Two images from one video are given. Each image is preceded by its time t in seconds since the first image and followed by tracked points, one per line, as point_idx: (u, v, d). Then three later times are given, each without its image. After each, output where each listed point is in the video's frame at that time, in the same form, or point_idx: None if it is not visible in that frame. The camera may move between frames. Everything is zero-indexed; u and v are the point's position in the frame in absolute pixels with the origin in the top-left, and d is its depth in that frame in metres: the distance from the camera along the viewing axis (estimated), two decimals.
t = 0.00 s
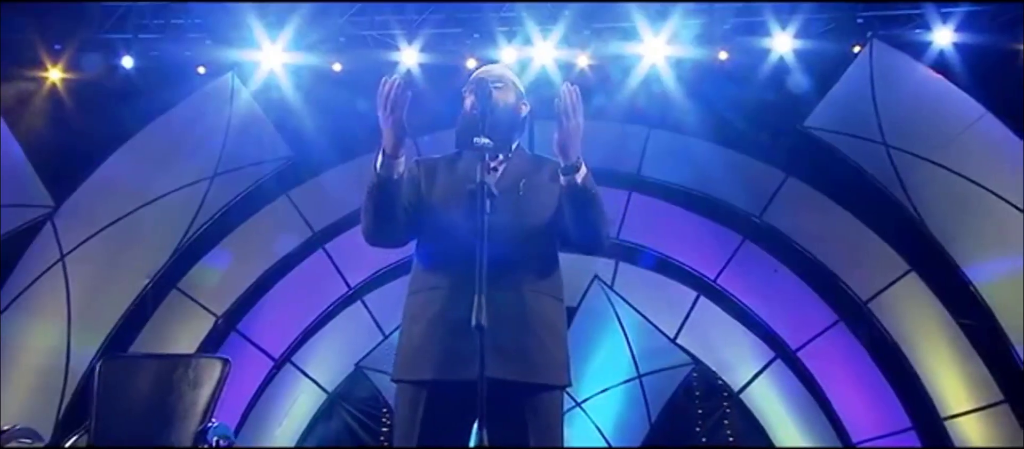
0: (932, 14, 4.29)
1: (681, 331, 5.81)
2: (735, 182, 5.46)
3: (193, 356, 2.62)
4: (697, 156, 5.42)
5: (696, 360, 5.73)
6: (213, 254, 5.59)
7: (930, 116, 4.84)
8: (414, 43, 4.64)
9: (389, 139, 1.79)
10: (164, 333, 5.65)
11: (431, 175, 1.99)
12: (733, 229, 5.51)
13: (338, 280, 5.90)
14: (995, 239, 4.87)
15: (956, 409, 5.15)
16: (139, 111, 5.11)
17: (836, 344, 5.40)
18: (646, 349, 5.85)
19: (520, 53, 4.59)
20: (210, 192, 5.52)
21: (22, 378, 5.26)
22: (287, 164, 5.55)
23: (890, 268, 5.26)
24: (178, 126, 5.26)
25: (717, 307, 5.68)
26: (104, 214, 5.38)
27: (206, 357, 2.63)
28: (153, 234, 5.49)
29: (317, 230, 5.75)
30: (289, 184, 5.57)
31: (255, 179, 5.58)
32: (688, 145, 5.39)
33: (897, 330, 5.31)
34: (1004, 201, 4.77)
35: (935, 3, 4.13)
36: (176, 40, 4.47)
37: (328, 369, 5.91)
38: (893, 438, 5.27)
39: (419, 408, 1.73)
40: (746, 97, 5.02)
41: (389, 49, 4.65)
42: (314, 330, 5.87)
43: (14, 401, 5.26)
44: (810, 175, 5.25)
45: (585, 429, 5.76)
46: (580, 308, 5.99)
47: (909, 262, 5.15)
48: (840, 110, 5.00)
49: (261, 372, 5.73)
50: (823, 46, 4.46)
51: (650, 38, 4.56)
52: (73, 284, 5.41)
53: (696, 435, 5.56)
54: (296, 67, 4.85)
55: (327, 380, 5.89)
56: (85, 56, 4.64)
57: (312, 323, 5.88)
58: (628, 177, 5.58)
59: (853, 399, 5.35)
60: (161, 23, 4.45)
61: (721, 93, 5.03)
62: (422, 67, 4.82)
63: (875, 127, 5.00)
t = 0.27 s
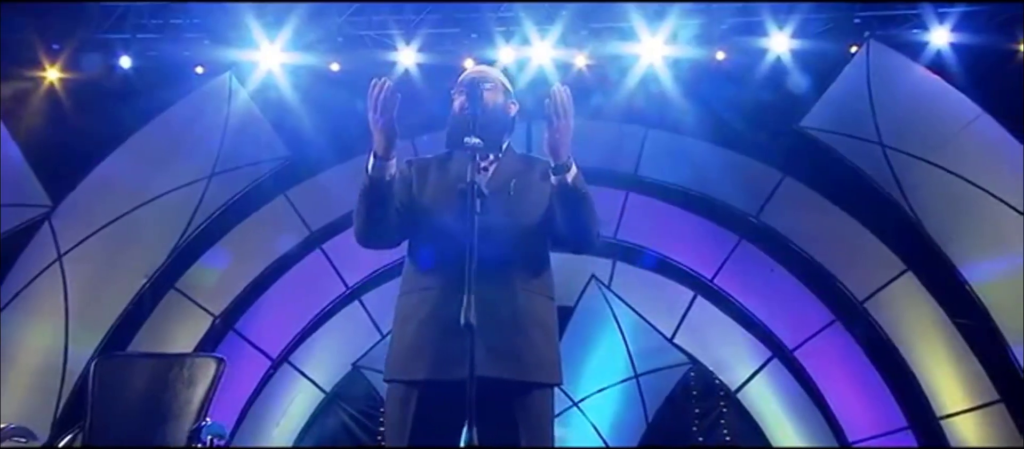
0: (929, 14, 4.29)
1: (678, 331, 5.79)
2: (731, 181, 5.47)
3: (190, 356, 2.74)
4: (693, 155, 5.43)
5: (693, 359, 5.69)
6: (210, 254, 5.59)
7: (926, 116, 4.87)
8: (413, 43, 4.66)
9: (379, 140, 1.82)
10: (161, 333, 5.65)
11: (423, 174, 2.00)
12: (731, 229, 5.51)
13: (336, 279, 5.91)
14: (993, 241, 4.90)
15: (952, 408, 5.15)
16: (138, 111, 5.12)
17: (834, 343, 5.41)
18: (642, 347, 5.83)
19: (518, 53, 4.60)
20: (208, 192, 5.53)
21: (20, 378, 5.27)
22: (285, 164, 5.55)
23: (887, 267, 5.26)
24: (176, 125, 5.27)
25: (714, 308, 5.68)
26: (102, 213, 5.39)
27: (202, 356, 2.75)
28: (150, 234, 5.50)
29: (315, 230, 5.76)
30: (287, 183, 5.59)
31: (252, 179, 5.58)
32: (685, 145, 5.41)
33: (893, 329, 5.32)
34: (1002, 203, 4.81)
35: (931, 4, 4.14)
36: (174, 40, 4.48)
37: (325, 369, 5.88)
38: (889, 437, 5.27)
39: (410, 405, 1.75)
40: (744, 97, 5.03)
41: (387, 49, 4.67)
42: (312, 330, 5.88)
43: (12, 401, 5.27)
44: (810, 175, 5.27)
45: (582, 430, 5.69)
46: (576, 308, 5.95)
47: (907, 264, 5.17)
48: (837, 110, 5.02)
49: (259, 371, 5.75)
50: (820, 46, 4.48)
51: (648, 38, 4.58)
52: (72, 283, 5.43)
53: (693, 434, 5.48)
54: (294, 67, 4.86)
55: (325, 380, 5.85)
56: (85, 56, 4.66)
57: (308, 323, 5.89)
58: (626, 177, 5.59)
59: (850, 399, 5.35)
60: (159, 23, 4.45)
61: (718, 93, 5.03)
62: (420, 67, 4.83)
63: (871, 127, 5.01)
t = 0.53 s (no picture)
0: (923, 16, 4.33)
1: (674, 329, 5.80)
2: (726, 180, 5.51)
3: (182, 353, 3.24)
4: (689, 155, 5.46)
5: (688, 357, 5.70)
6: (209, 253, 5.62)
7: (921, 116, 4.91)
8: (410, 42, 4.65)
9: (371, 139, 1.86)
10: (160, 332, 5.71)
11: (413, 174, 2.04)
12: (727, 228, 5.56)
13: (335, 278, 5.93)
14: (988, 240, 4.95)
15: (946, 406, 5.19)
16: (137, 110, 5.14)
17: (827, 342, 5.45)
18: (638, 346, 5.81)
19: (516, 54, 4.65)
20: (206, 192, 5.55)
21: (19, 376, 5.30)
22: (284, 163, 5.59)
23: (879, 266, 5.31)
24: (175, 125, 5.30)
25: (711, 308, 5.70)
26: (101, 213, 5.42)
27: (196, 352, 3.26)
28: (149, 233, 5.53)
29: (314, 230, 5.81)
30: (286, 181, 5.61)
31: (251, 178, 5.62)
32: (682, 145, 5.43)
33: (886, 327, 5.35)
34: (996, 203, 4.86)
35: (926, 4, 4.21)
36: (175, 40, 4.54)
37: (325, 367, 5.87)
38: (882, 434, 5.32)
39: (400, 403, 1.78)
40: (741, 98, 5.06)
41: (385, 50, 4.68)
42: (309, 328, 5.89)
43: (11, 399, 5.32)
44: (805, 175, 5.31)
45: (579, 428, 5.69)
46: (575, 308, 5.93)
47: (899, 262, 5.21)
48: (832, 111, 5.05)
49: (258, 368, 5.78)
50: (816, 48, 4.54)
51: (644, 38, 4.62)
52: (72, 282, 5.45)
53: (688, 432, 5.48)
54: (293, 67, 4.91)
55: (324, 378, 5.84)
56: (85, 57, 4.70)
57: (306, 322, 5.90)
58: (624, 177, 5.63)
59: (845, 397, 5.39)
60: (159, 23, 4.51)
61: (715, 94, 5.06)
62: (419, 68, 4.86)
63: (865, 127, 5.05)
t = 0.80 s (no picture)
0: (917, 17, 4.41)
1: (671, 326, 5.81)
2: (725, 180, 5.53)
3: (181, 350, 3.48)
4: (686, 155, 5.50)
5: (684, 354, 5.74)
6: (210, 252, 5.65)
7: (914, 117, 4.99)
8: (410, 44, 4.74)
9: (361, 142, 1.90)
10: (163, 331, 5.74)
11: (406, 174, 2.09)
12: (722, 227, 5.59)
13: (336, 276, 5.95)
14: (981, 239, 5.05)
15: (939, 402, 5.24)
16: (140, 111, 5.21)
17: (823, 337, 5.47)
18: (636, 343, 5.84)
19: (515, 54, 4.74)
20: (209, 192, 5.61)
21: (24, 374, 5.37)
22: (286, 163, 5.62)
23: (872, 264, 5.36)
24: (178, 126, 5.37)
25: (705, 302, 5.71)
26: (104, 213, 5.48)
27: (194, 349, 3.50)
28: (150, 232, 5.58)
29: (315, 228, 5.81)
30: (286, 182, 5.64)
31: (253, 178, 5.67)
32: (681, 146, 5.47)
33: (879, 324, 5.40)
34: (990, 203, 4.96)
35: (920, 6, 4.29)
36: (178, 41, 4.62)
37: (325, 365, 5.95)
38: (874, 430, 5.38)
39: (394, 400, 1.84)
40: (739, 98, 5.12)
41: (385, 51, 4.74)
42: (310, 327, 5.92)
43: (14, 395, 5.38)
44: (802, 175, 5.35)
45: (576, 424, 5.73)
46: (573, 305, 5.97)
47: (894, 260, 5.26)
48: (828, 111, 5.13)
49: (260, 365, 5.82)
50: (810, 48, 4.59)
51: (642, 40, 4.70)
52: (75, 282, 5.51)
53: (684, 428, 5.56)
54: (295, 68, 4.98)
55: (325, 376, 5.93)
56: (89, 57, 4.76)
57: (307, 320, 5.93)
58: (621, 178, 5.66)
59: (839, 392, 5.44)
60: (161, 24, 4.56)
61: (714, 94, 5.11)
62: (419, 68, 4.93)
63: (861, 129, 5.14)
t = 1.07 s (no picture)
0: (913, 18, 4.61)
1: (671, 322, 5.74)
2: (723, 179, 5.61)
3: (186, 345, 3.75)
4: (685, 155, 5.58)
5: (683, 349, 5.68)
6: (218, 249, 5.71)
7: (910, 116, 5.14)
8: (415, 46, 4.84)
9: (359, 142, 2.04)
10: (172, 327, 5.76)
11: (403, 174, 2.20)
12: (720, 225, 5.64)
13: (341, 273, 5.86)
14: (974, 231, 5.16)
15: (932, 396, 5.27)
16: (150, 111, 5.36)
17: (818, 334, 5.51)
18: (635, 338, 5.76)
19: (517, 55, 4.85)
20: (217, 190, 5.68)
21: (37, 368, 5.48)
22: (291, 163, 5.67)
23: (869, 261, 5.42)
24: (186, 125, 5.49)
25: (704, 298, 5.70)
26: (114, 211, 5.60)
27: (199, 344, 3.78)
28: (159, 230, 5.65)
29: (321, 226, 5.77)
30: (292, 181, 5.69)
31: (260, 177, 5.72)
32: (679, 146, 5.56)
33: (874, 321, 5.43)
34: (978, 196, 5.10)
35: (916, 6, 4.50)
36: (187, 43, 4.77)
37: (331, 358, 5.79)
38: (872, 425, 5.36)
39: (393, 396, 1.95)
40: (738, 98, 5.26)
41: (390, 52, 4.86)
42: (316, 323, 5.83)
43: (28, 391, 5.47)
44: (798, 174, 5.45)
45: (576, 417, 5.68)
46: (573, 300, 5.91)
47: (888, 256, 5.34)
48: (825, 111, 5.26)
49: (266, 362, 5.76)
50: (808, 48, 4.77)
51: (642, 41, 4.82)
52: (86, 279, 5.62)
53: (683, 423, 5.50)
54: (301, 69, 5.09)
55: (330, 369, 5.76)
56: (99, 60, 4.94)
57: (312, 317, 5.85)
58: (620, 177, 5.72)
59: (835, 387, 5.44)
60: (170, 26, 4.73)
61: (711, 94, 5.26)
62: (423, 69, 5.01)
63: (855, 125, 5.27)
